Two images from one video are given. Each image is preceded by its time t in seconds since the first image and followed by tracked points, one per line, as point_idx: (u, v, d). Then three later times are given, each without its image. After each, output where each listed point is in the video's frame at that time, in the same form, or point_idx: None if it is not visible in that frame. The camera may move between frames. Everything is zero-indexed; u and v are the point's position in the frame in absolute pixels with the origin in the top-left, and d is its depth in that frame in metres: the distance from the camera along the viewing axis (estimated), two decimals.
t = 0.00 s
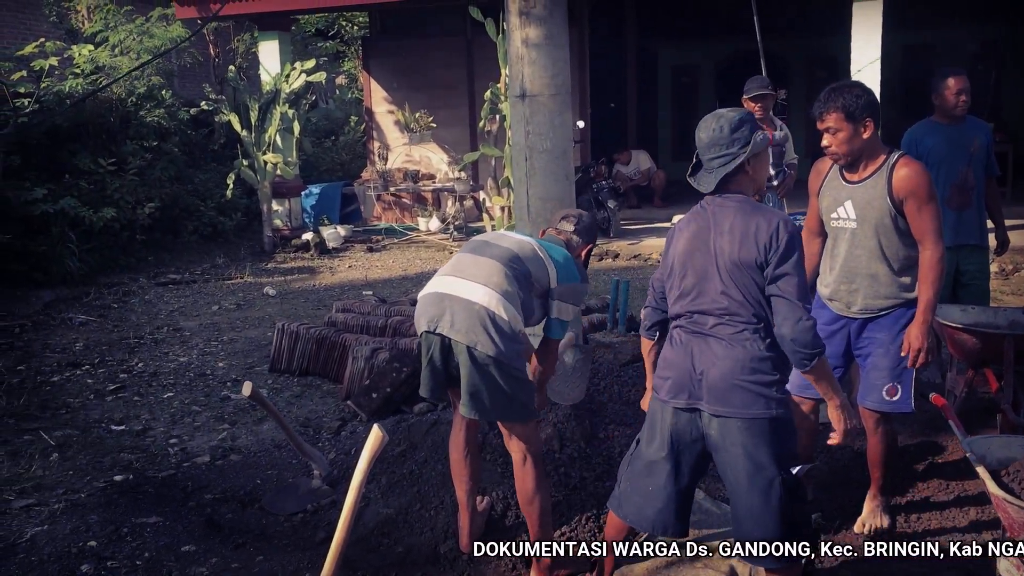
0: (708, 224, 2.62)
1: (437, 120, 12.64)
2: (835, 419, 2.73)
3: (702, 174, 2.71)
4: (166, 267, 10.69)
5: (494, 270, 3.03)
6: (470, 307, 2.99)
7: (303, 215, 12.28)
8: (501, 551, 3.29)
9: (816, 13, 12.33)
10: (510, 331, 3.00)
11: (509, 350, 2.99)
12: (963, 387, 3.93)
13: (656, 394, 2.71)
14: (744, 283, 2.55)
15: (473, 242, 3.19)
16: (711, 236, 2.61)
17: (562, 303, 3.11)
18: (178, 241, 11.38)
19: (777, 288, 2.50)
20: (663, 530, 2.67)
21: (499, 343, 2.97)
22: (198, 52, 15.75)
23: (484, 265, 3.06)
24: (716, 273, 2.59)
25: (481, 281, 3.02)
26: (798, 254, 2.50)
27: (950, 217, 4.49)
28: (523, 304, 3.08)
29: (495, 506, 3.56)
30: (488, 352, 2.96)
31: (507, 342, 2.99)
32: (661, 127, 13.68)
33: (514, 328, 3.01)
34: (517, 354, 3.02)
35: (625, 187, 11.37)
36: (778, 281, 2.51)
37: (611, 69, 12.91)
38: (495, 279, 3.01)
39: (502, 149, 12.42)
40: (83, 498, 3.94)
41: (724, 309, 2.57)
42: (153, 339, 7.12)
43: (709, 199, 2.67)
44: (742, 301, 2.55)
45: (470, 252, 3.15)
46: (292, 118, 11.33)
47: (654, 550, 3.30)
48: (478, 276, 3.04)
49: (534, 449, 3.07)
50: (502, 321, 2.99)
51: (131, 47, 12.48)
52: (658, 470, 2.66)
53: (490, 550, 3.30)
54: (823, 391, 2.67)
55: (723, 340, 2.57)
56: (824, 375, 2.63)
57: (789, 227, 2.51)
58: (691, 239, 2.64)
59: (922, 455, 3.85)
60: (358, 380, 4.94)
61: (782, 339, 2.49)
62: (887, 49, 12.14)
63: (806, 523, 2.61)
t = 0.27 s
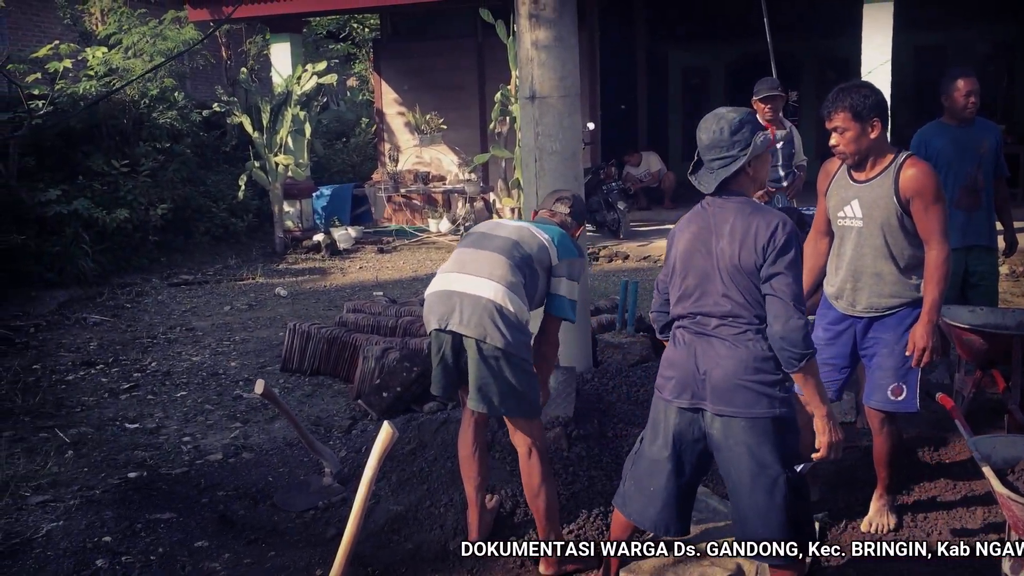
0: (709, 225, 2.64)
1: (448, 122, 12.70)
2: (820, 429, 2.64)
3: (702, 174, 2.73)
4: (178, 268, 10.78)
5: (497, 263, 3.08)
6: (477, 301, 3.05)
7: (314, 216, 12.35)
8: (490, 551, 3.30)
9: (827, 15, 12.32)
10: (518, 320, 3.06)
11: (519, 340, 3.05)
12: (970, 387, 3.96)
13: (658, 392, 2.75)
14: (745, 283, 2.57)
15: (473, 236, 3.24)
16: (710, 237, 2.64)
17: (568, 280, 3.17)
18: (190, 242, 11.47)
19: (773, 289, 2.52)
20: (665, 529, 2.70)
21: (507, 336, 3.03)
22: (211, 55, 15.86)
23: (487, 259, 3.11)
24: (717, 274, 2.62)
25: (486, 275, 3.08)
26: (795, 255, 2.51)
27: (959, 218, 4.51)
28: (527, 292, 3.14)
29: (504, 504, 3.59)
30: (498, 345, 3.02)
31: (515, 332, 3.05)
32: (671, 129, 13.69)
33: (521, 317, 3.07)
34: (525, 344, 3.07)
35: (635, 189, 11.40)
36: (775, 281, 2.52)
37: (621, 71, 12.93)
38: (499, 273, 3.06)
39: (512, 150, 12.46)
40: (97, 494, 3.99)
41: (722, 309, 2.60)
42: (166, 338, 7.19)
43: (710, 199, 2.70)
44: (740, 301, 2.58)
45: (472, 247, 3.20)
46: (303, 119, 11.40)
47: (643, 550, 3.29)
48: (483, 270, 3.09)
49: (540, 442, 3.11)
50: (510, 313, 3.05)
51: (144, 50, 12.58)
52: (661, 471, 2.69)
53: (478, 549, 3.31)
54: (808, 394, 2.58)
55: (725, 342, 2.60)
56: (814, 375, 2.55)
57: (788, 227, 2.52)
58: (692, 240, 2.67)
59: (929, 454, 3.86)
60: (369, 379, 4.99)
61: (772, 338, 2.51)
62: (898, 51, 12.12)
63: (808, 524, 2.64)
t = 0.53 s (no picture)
0: (717, 225, 2.66)
1: (458, 122, 12.75)
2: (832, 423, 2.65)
3: (710, 171, 2.77)
4: (190, 268, 10.85)
5: (505, 258, 3.14)
6: (489, 295, 3.09)
7: (325, 216, 12.41)
8: (478, 551, 3.34)
9: (838, 15, 12.30)
10: (529, 314, 3.11)
11: (530, 331, 3.09)
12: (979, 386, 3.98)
13: (666, 391, 2.77)
14: (752, 282, 2.59)
15: (477, 233, 3.29)
16: (717, 236, 2.65)
17: (572, 273, 3.24)
18: (202, 241, 11.55)
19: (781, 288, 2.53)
20: (675, 527, 2.73)
21: (519, 329, 3.06)
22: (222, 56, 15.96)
23: (495, 254, 3.16)
24: (725, 274, 2.64)
25: (495, 270, 3.12)
26: (802, 254, 2.52)
27: (966, 218, 4.57)
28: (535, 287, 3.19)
29: (512, 501, 3.61)
30: (512, 338, 3.05)
31: (527, 324, 3.09)
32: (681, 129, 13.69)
33: (532, 310, 3.12)
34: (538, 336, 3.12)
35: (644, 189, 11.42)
36: (782, 280, 2.53)
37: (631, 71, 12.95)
38: (508, 267, 3.12)
39: (522, 150, 12.49)
40: (111, 490, 4.04)
41: (730, 309, 2.62)
42: (178, 337, 7.26)
43: (717, 199, 2.72)
44: (748, 300, 2.59)
45: (478, 244, 3.25)
46: (314, 120, 11.46)
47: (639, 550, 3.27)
48: (492, 265, 3.14)
49: (563, 433, 3.16)
50: (521, 306, 3.09)
51: (156, 51, 12.67)
52: (670, 469, 2.72)
53: (466, 550, 3.36)
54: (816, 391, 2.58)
55: (732, 340, 2.62)
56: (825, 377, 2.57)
57: (796, 226, 2.53)
58: (700, 240, 2.69)
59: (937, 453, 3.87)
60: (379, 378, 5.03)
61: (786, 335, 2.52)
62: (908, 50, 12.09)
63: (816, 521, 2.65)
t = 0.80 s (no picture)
0: (720, 224, 2.68)
1: (465, 123, 12.79)
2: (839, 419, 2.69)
3: (718, 167, 2.78)
4: (199, 267, 10.92)
5: (534, 271, 3.14)
6: (513, 304, 3.09)
7: (333, 217, 12.45)
8: (465, 551, 3.38)
9: (846, 14, 12.28)
10: (550, 330, 3.11)
11: (551, 347, 3.09)
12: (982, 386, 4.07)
13: (665, 388, 2.80)
14: (754, 282, 2.61)
15: (511, 242, 3.30)
16: (720, 235, 2.67)
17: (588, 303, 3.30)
18: (211, 242, 11.61)
19: (782, 290, 2.56)
20: (675, 524, 2.75)
21: (540, 341, 3.06)
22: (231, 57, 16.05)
23: (523, 266, 3.17)
24: (727, 273, 2.65)
25: (522, 282, 3.13)
26: (805, 255, 2.55)
27: (972, 218, 4.60)
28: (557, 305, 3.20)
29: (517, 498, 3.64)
30: (530, 349, 3.05)
31: (548, 338, 3.09)
32: (689, 129, 13.69)
33: (553, 327, 3.12)
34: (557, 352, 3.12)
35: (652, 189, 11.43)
36: (785, 281, 2.55)
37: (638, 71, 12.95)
38: (535, 280, 3.12)
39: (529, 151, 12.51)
40: (121, 487, 4.08)
41: (731, 308, 2.64)
42: (187, 336, 7.31)
43: (720, 197, 2.73)
44: (749, 300, 2.62)
45: (508, 252, 3.26)
46: (322, 120, 11.51)
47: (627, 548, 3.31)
48: (519, 276, 3.15)
49: (579, 440, 3.17)
50: (544, 321, 3.09)
51: (166, 52, 12.74)
52: (671, 466, 2.74)
53: (453, 550, 3.40)
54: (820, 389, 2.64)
55: (733, 339, 2.65)
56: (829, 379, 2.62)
57: (799, 227, 2.55)
58: (702, 238, 2.70)
59: (942, 452, 3.88)
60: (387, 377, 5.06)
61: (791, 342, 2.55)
62: (917, 50, 12.06)
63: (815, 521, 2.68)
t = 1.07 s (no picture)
0: (721, 225, 2.69)
1: (471, 124, 12.82)
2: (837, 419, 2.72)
3: (720, 168, 2.79)
4: (205, 268, 10.97)
5: (559, 268, 3.16)
6: (539, 303, 3.11)
7: (339, 217, 12.49)
8: (453, 551, 3.39)
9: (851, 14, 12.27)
10: (576, 327, 3.13)
11: (576, 344, 3.11)
12: (985, 386, 4.15)
13: (665, 388, 2.82)
14: (754, 283, 2.62)
15: (536, 240, 3.32)
16: (721, 236, 2.68)
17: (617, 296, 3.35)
18: (218, 242, 11.66)
19: (782, 292, 2.57)
20: (675, 524, 2.77)
21: (565, 339, 3.08)
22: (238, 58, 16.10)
23: (549, 264, 3.19)
24: (727, 273, 2.67)
25: (548, 279, 3.15)
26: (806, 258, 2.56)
27: (975, 217, 4.65)
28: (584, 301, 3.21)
29: (519, 497, 3.66)
30: (555, 347, 3.07)
31: (573, 335, 3.11)
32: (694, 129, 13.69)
33: (579, 324, 3.14)
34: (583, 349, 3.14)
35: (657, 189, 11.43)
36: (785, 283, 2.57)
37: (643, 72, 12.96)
38: (561, 277, 3.14)
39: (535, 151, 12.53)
40: (127, 486, 4.12)
41: (731, 309, 2.66)
42: (193, 336, 7.35)
43: (721, 198, 2.75)
44: (749, 301, 2.64)
45: (533, 250, 3.27)
46: (328, 121, 11.55)
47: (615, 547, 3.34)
48: (545, 274, 3.16)
49: (591, 440, 3.17)
50: (569, 318, 3.11)
51: (173, 53, 12.80)
52: (671, 466, 2.76)
53: (441, 550, 3.41)
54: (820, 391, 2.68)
55: (733, 340, 2.66)
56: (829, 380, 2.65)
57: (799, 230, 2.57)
58: (703, 239, 2.72)
59: (944, 453, 3.89)
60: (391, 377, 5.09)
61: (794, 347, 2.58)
62: (923, 49, 12.04)
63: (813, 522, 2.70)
